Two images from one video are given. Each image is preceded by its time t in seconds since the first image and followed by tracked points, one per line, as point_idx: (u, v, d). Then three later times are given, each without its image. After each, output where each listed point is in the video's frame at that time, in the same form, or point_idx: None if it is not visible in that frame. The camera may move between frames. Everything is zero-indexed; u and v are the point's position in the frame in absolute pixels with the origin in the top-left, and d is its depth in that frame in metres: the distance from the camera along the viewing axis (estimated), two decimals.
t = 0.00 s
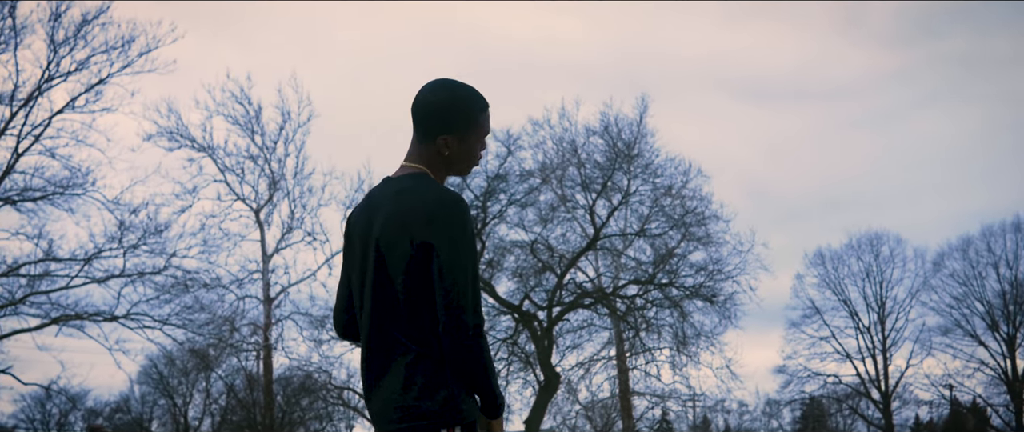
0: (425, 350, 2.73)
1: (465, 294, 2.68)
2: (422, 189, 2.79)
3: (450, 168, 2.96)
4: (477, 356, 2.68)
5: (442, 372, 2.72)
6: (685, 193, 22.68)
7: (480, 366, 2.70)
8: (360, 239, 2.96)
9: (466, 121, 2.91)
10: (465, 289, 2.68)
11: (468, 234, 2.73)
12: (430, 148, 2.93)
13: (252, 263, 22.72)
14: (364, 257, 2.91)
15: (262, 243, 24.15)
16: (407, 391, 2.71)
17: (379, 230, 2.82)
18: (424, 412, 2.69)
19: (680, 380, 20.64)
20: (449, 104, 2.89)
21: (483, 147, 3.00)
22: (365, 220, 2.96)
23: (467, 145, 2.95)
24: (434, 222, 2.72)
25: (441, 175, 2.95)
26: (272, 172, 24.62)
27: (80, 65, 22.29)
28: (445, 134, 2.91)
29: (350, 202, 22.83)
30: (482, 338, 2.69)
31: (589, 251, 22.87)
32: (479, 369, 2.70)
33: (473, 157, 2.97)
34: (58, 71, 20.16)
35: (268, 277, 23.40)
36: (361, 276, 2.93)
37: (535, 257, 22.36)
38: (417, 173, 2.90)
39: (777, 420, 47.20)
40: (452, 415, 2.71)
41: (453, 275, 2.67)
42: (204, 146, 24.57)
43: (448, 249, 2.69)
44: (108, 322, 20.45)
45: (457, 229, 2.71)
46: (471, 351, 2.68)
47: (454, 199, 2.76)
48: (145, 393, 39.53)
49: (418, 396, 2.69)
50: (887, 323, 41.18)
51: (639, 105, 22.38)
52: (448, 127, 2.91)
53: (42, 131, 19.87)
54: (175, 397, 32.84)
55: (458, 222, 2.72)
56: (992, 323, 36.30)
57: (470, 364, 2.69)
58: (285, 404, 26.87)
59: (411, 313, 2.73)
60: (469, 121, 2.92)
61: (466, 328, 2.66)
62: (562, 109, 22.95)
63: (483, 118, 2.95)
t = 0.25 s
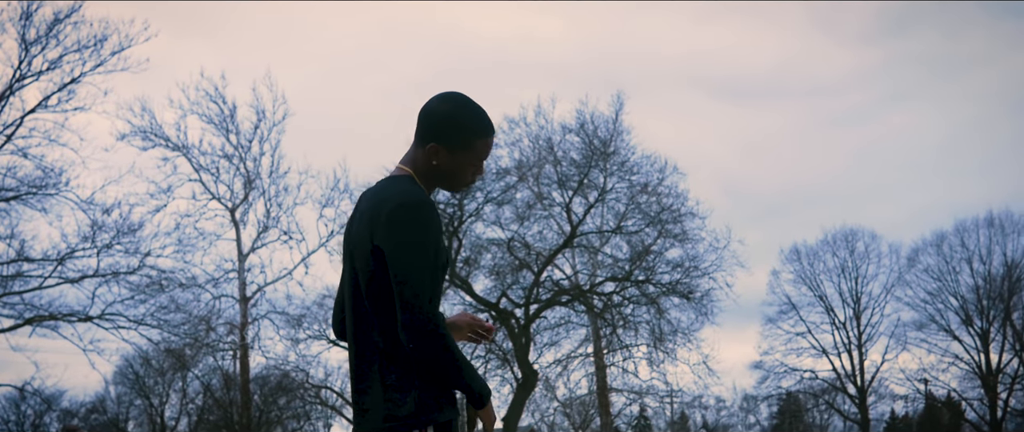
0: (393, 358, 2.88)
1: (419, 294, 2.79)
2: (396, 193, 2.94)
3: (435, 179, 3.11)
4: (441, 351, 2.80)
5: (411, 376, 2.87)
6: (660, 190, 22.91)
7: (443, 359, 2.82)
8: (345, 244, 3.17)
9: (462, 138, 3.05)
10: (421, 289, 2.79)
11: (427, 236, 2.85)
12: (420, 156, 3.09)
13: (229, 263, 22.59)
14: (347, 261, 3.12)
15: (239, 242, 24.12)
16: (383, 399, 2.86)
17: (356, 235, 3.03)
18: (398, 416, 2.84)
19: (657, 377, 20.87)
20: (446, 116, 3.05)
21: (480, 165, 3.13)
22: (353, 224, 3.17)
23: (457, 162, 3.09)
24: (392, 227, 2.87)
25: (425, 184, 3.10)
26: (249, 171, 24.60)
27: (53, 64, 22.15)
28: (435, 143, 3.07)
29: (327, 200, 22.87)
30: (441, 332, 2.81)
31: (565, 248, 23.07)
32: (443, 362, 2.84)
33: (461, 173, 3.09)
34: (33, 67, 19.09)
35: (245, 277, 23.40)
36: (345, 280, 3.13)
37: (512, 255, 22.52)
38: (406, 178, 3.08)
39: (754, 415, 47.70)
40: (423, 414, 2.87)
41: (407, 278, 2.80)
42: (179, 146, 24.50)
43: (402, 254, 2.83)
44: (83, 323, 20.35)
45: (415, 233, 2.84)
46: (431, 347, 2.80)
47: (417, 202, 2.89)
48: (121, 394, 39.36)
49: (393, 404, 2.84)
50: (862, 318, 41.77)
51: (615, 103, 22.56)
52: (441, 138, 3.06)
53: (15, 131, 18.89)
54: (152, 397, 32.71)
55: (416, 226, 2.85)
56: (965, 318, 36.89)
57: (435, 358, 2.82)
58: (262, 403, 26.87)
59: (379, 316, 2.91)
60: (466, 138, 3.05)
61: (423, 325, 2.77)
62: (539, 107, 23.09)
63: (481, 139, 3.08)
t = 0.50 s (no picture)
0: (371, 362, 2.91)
1: (381, 289, 2.79)
2: (384, 191, 2.98)
3: (436, 186, 3.12)
4: (407, 345, 2.78)
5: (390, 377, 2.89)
6: (648, 188, 22.93)
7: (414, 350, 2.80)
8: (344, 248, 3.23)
9: (467, 148, 3.07)
10: (383, 284, 2.79)
11: (396, 232, 2.86)
12: (424, 159, 3.12)
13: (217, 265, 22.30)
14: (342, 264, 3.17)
15: (226, 243, 24.03)
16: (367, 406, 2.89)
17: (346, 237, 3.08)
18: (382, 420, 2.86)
19: (646, 375, 20.91)
20: (455, 122, 3.08)
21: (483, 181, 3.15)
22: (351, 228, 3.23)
23: (459, 171, 3.10)
24: (363, 228, 2.91)
25: (424, 188, 3.12)
26: (235, 171, 24.50)
27: (37, 65, 22.00)
28: (439, 147, 3.09)
29: (314, 200, 22.79)
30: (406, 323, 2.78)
31: (553, 247, 23.10)
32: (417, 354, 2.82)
33: (461, 184, 3.11)
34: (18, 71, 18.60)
35: (232, 277, 23.33)
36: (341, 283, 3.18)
37: (501, 254, 22.51)
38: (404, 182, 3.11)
39: (743, 413, 47.85)
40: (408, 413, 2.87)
41: (371, 275, 2.81)
42: (165, 147, 24.37)
43: (368, 252, 2.85)
44: (69, 325, 20.21)
45: (383, 230, 2.86)
46: (396, 339, 2.78)
47: (394, 201, 2.92)
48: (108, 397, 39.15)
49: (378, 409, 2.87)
50: (850, 314, 41.96)
51: (603, 102, 22.56)
52: (445, 145, 3.09)
53: None
54: (139, 399, 32.52)
55: (385, 223, 2.87)
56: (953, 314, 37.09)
57: (405, 353, 2.81)
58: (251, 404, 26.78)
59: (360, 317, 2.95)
60: (471, 149, 3.07)
61: (384, 319, 2.77)
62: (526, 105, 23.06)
63: (486, 153, 3.10)
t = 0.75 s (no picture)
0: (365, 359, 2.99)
1: (353, 278, 2.86)
2: (381, 184, 3.07)
3: (437, 180, 3.19)
4: (388, 331, 2.82)
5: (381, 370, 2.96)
6: (638, 179, 23.01)
7: (391, 336, 2.84)
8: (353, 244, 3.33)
9: (466, 142, 3.14)
10: (356, 273, 2.86)
11: (374, 222, 2.92)
12: (425, 153, 3.22)
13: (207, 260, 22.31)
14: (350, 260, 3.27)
15: (215, 238, 24.04)
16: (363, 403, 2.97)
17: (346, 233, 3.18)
18: (377, 415, 2.93)
19: (637, 365, 21.04)
20: (455, 116, 3.17)
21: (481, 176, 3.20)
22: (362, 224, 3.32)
23: (457, 165, 3.17)
24: (349, 222, 3.01)
25: (425, 183, 3.20)
26: (223, 166, 24.51)
27: (23, 61, 21.91)
28: (438, 140, 3.18)
29: (303, 194, 22.79)
30: (377, 308, 2.82)
31: (543, 238, 23.18)
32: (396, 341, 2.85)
33: (459, 178, 3.18)
34: None
35: (222, 273, 23.36)
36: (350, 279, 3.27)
37: (491, 247, 22.55)
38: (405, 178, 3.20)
39: (735, 402, 48.13)
40: (398, 405, 2.92)
41: (353, 261, 2.89)
42: (153, 142, 24.33)
43: (349, 245, 2.94)
44: (58, 322, 20.15)
45: (363, 221, 2.94)
46: (371, 326, 2.82)
47: (379, 193, 3.01)
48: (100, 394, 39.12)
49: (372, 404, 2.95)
50: (839, 303, 42.20)
51: (591, 93, 22.61)
52: (444, 138, 3.17)
53: None
54: (131, 396, 32.50)
55: (367, 216, 2.95)
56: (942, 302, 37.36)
57: (385, 341, 2.86)
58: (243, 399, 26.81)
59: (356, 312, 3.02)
60: (468, 143, 3.14)
61: (355, 307, 2.82)
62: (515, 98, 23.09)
63: (484, 146, 3.15)
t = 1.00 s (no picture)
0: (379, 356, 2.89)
1: (348, 271, 2.77)
2: (384, 181, 2.99)
3: (444, 175, 3.09)
4: (384, 317, 2.70)
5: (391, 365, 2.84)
6: (637, 171, 23.01)
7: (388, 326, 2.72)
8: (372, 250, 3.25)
9: (469, 131, 3.03)
10: (352, 266, 2.77)
11: (372, 215, 2.82)
12: (433, 147, 3.13)
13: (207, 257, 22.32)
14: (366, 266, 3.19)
15: (215, 233, 24.04)
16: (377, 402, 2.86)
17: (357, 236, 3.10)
18: (389, 412, 2.81)
19: (638, 357, 21.08)
20: (460, 107, 3.08)
21: (488, 165, 3.08)
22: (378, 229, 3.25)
23: (464, 155, 3.07)
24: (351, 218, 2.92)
25: (433, 178, 3.11)
26: (222, 162, 24.49)
27: (20, 59, 21.84)
28: (444, 132, 3.09)
29: (302, 190, 22.78)
30: (371, 296, 2.71)
31: (543, 231, 23.21)
32: (395, 330, 2.73)
33: (467, 170, 3.07)
34: None
35: (222, 268, 23.38)
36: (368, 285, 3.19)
37: (491, 240, 22.54)
38: (413, 176, 3.11)
39: (736, 393, 48.27)
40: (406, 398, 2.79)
41: (350, 254, 2.79)
42: (151, 138, 24.31)
43: (349, 240, 2.85)
44: (59, 319, 20.12)
45: (361, 215, 2.85)
46: (367, 318, 2.71)
47: (378, 188, 2.92)
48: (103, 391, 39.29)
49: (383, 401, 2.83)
50: (840, 293, 42.24)
51: (590, 86, 22.60)
52: (450, 129, 3.08)
53: None
54: (133, 392, 32.60)
55: (365, 210, 2.85)
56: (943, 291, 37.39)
57: (386, 332, 2.74)
58: (245, 394, 26.89)
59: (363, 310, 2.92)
60: (472, 132, 3.03)
61: (350, 299, 2.72)
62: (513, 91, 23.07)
63: (487, 133, 3.04)
